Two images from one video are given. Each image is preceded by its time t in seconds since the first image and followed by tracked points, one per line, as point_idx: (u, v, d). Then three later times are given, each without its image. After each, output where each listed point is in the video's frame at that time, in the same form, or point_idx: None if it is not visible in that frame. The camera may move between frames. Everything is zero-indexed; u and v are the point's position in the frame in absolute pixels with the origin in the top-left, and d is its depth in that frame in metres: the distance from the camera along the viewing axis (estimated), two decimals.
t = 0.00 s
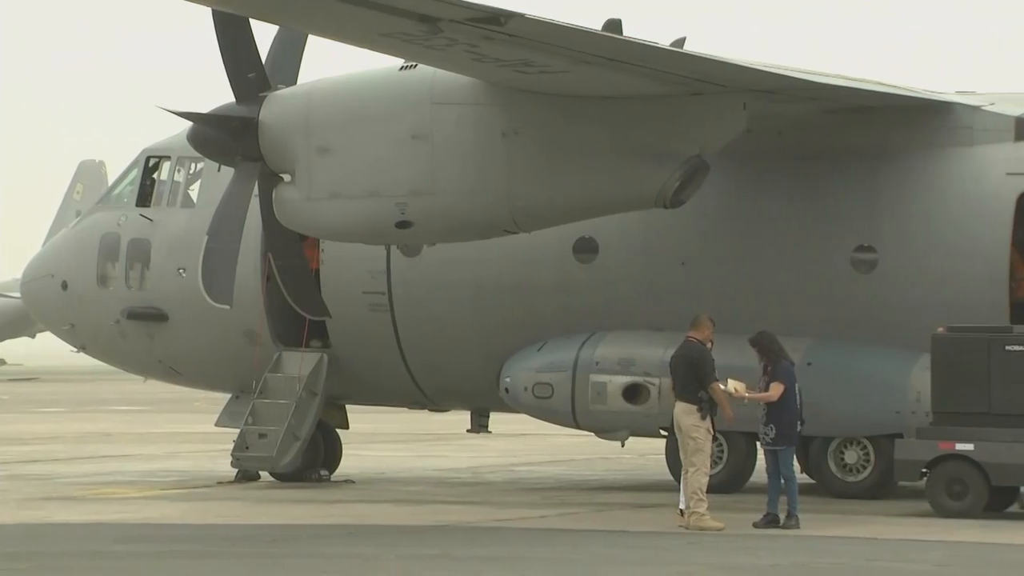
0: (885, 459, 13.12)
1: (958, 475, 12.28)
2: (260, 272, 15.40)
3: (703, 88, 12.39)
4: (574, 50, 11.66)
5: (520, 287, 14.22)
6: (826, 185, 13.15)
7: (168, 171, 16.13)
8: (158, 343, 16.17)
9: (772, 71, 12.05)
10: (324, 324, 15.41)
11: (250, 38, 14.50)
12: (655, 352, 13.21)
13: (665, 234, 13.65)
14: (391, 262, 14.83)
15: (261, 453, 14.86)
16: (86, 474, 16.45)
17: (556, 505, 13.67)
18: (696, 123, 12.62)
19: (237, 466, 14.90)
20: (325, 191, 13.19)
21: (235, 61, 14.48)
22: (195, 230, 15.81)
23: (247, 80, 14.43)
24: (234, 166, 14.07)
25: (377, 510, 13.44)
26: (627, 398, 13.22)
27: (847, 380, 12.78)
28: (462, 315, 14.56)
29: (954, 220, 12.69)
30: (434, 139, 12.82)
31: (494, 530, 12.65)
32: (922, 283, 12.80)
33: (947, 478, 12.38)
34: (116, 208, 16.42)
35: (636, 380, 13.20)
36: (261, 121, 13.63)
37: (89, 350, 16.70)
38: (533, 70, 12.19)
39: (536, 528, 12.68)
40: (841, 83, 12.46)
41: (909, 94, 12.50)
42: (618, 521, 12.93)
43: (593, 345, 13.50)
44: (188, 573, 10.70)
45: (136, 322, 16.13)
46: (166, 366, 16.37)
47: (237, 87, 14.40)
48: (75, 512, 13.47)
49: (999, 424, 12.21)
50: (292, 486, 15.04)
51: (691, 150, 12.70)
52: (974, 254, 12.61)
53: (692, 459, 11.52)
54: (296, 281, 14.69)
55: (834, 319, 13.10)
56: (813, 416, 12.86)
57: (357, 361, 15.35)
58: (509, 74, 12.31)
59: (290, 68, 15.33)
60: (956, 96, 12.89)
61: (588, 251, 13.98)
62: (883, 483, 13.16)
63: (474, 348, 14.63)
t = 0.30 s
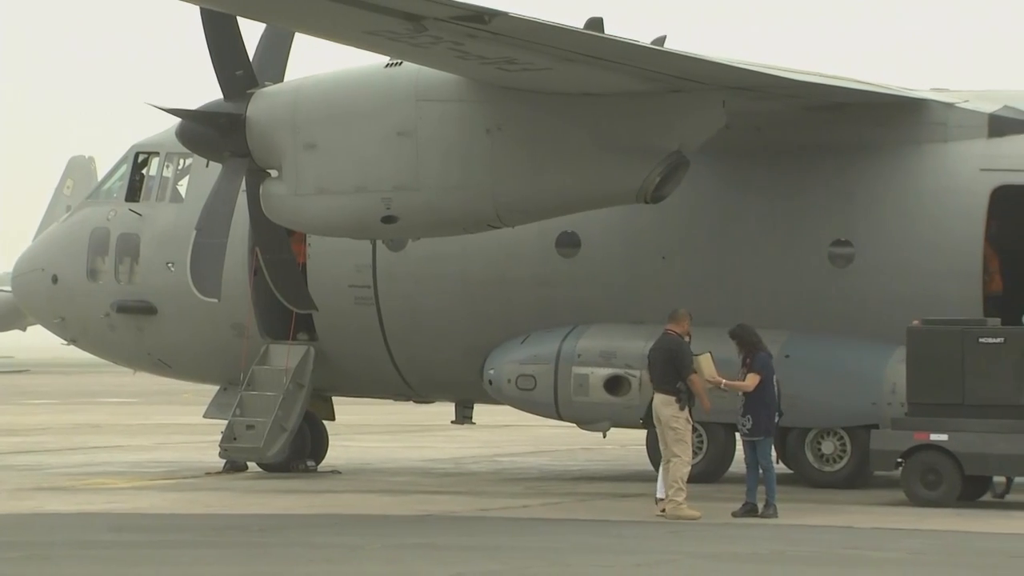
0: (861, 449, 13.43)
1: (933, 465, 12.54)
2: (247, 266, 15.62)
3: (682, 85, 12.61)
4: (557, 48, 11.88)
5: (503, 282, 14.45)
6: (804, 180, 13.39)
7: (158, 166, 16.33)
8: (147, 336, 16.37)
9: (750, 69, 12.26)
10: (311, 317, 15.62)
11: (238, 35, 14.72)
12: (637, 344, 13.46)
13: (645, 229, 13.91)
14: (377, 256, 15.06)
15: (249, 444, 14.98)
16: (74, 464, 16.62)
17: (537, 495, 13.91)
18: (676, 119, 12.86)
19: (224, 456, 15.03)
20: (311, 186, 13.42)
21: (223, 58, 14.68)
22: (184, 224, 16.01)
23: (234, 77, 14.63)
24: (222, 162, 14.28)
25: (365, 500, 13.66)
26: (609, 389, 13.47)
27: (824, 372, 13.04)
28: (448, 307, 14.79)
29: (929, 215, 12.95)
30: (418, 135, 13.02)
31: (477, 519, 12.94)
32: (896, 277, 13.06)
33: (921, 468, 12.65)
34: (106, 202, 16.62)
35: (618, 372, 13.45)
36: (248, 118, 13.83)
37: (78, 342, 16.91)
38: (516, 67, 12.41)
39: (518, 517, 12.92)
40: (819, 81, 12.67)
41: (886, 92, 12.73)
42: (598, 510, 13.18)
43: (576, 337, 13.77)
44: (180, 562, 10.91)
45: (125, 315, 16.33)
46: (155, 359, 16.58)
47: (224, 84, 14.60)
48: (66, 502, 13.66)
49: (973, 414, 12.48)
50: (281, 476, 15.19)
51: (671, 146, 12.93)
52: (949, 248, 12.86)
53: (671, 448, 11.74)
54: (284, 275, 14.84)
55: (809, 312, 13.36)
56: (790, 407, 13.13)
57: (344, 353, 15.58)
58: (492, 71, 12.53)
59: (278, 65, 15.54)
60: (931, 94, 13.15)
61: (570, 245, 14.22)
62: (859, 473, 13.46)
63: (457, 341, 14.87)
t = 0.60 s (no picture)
0: (834, 440, 13.71)
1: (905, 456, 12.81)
2: (231, 259, 15.82)
3: (659, 82, 12.84)
4: (537, 46, 12.10)
5: (484, 275, 14.68)
6: (779, 176, 13.63)
7: (143, 162, 16.51)
8: (132, 329, 16.57)
9: (725, 67, 12.48)
10: (294, 311, 15.83)
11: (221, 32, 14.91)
12: (615, 337, 13.72)
13: (622, 223, 14.14)
14: (360, 250, 15.27)
15: (232, 436, 15.27)
16: (60, 455, 16.80)
17: (516, 485, 14.15)
18: (653, 115, 13.08)
19: (208, 447, 15.36)
20: (293, 182, 13.62)
21: (207, 55, 14.88)
22: (168, 219, 16.19)
23: (218, 74, 14.83)
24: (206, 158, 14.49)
25: (348, 490, 13.88)
26: (587, 381, 13.71)
27: (798, 364, 13.30)
28: (430, 301, 15.01)
29: (901, 211, 13.21)
30: (399, 130, 13.23)
31: (457, 508, 13.19)
32: (867, 271, 13.33)
33: (892, 458, 12.94)
34: (91, 197, 16.80)
35: (597, 364, 13.70)
36: (232, 114, 14.02)
37: (64, 335, 17.09)
38: (495, 65, 12.62)
39: (497, 506, 13.15)
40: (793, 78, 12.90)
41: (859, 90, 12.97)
42: (576, 500, 13.42)
43: (555, 330, 14.01)
44: (166, 551, 11.11)
45: (110, 308, 16.52)
46: (140, 352, 16.78)
47: (209, 81, 14.79)
48: (52, 493, 13.84)
49: (943, 405, 12.75)
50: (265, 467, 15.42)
51: (648, 141, 13.17)
52: (921, 243, 13.13)
53: (646, 441, 12.03)
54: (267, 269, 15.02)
55: (782, 306, 13.61)
56: (764, 398, 13.39)
57: (327, 347, 15.79)
58: (473, 68, 12.74)
59: (261, 62, 15.73)
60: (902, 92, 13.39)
61: (548, 239, 14.46)
62: (832, 463, 13.74)
63: (438, 333, 15.10)
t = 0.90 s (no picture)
0: (804, 432, 14.02)
1: (874, 447, 13.09)
2: (212, 255, 16.02)
3: (633, 81, 13.08)
4: (514, 45, 12.33)
5: (461, 270, 14.92)
6: (750, 173, 13.90)
7: (124, 159, 16.69)
8: (114, 323, 16.76)
9: (697, 66, 12.73)
10: (274, 306, 16.05)
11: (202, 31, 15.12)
12: (590, 331, 13.98)
13: (596, 220, 14.39)
14: (339, 246, 15.50)
15: (213, 428, 15.47)
16: (42, 448, 16.98)
17: (493, 476, 14.40)
18: (628, 113, 13.33)
19: (190, 440, 15.53)
20: (273, 178, 13.85)
21: (188, 54, 15.08)
22: (150, 215, 16.39)
23: (199, 72, 15.02)
24: (187, 155, 14.69)
25: (327, 482, 14.11)
26: (562, 374, 13.95)
27: (769, 357, 13.57)
28: (409, 296, 15.24)
29: (870, 208, 13.48)
30: (377, 128, 13.45)
31: (434, 499, 13.43)
32: (835, 266, 13.61)
33: (862, 450, 13.19)
34: (74, 194, 16.97)
35: (572, 358, 13.94)
36: (212, 112, 14.24)
37: (47, 330, 17.27)
38: (472, 64, 12.85)
39: (475, 498, 13.40)
40: (764, 78, 13.15)
41: (828, 90, 13.23)
42: (552, 491, 13.67)
43: (530, 324, 14.27)
44: (150, 543, 11.32)
45: (92, 304, 16.71)
46: (122, 346, 16.98)
47: (189, 79, 14.99)
48: (36, 485, 14.03)
49: (910, 398, 13.03)
50: (246, 460, 15.65)
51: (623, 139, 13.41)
52: (889, 239, 13.40)
53: (617, 433, 12.47)
54: (247, 264, 15.24)
55: (753, 301, 13.89)
56: (735, 391, 13.67)
57: (307, 341, 16.02)
58: (450, 67, 12.96)
59: (241, 60, 15.93)
60: (870, 91, 13.66)
61: (524, 235, 14.71)
62: (802, 455, 14.05)
63: (416, 328, 15.34)
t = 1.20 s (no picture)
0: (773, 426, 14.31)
1: (843, 441, 13.32)
2: (192, 252, 16.18)
3: (606, 81, 13.30)
4: (489, 46, 12.53)
5: (438, 268, 15.14)
6: (721, 171, 14.14)
7: (104, 157, 16.85)
8: (94, 320, 16.92)
9: (668, 67, 12.95)
10: (253, 302, 16.23)
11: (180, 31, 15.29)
12: (563, 327, 14.21)
13: (570, 217, 14.62)
14: (317, 244, 15.69)
15: (192, 423, 15.68)
16: (23, 443, 17.13)
17: (469, 470, 14.61)
18: (601, 112, 13.54)
19: (169, 434, 15.74)
20: (252, 177, 14.02)
21: (167, 53, 15.25)
22: (129, 213, 16.54)
23: (178, 71, 15.19)
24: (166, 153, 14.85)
25: (305, 476, 14.30)
26: (537, 369, 14.21)
27: (739, 352, 13.83)
28: (386, 292, 15.44)
29: (839, 206, 13.72)
30: (354, 127, 13.64)
31: (410, 492, 13.65)
32: (804, 263, 13.86)
33: (831, 443, 13.42)
34: (54, 191, 17.11)
35: (546, 353, 14.20)
36: (192, 111, 14.41)
37: (27, 326, 17.42)
38: (447, 64, 13.04)
39: (451, 491, 13.61)
40: (734, 78, 13.38)
41: (798, 90, 13.46)
42: (527, 484, 13.89)
43: (505, 320, 14.51)
44: (131, 536, 11.49)
45: (73, 300, 16.86)
46: (102, 342, 17.13)
47: (168, 78, 15.16)
48: (17, 480, 14.18)
49: (877, 392, 13.29)
50: (225, 454, 15.84)
51: (596, 138, 13.63)
52: (856, 237, 13.65)
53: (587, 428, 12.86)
54: (226, 261, 15.43)
55: (724, 297, 14.14)
56: (707, 385, 13.92)
57: (286, 337, 16.21)
58: (426, 67, 13.15)
59: (220, 59, 16.11)
60: (838, 91, 13.90)
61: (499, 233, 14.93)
62: (772, 448, 14.33)
63: (393, 324, 15.55)
